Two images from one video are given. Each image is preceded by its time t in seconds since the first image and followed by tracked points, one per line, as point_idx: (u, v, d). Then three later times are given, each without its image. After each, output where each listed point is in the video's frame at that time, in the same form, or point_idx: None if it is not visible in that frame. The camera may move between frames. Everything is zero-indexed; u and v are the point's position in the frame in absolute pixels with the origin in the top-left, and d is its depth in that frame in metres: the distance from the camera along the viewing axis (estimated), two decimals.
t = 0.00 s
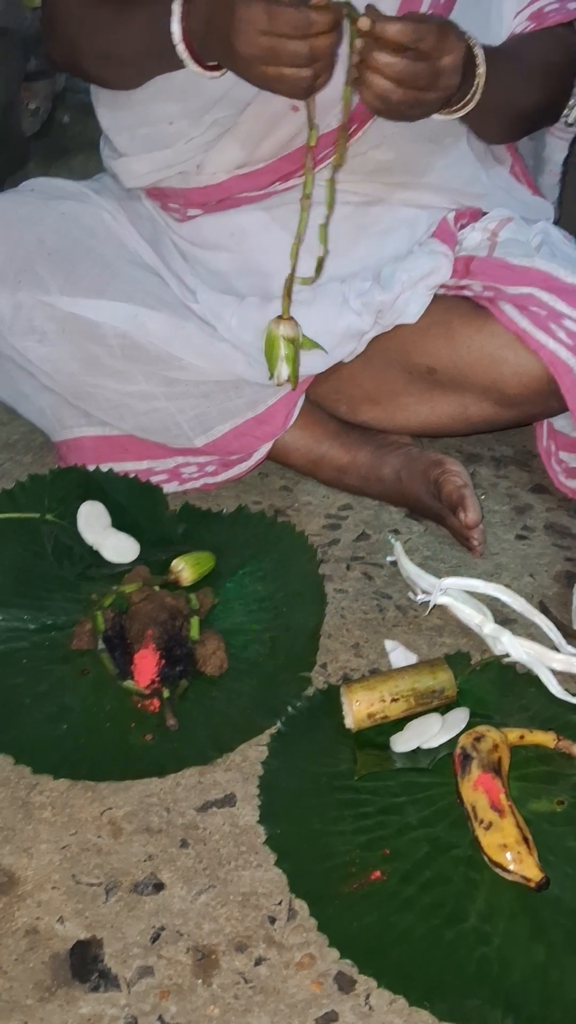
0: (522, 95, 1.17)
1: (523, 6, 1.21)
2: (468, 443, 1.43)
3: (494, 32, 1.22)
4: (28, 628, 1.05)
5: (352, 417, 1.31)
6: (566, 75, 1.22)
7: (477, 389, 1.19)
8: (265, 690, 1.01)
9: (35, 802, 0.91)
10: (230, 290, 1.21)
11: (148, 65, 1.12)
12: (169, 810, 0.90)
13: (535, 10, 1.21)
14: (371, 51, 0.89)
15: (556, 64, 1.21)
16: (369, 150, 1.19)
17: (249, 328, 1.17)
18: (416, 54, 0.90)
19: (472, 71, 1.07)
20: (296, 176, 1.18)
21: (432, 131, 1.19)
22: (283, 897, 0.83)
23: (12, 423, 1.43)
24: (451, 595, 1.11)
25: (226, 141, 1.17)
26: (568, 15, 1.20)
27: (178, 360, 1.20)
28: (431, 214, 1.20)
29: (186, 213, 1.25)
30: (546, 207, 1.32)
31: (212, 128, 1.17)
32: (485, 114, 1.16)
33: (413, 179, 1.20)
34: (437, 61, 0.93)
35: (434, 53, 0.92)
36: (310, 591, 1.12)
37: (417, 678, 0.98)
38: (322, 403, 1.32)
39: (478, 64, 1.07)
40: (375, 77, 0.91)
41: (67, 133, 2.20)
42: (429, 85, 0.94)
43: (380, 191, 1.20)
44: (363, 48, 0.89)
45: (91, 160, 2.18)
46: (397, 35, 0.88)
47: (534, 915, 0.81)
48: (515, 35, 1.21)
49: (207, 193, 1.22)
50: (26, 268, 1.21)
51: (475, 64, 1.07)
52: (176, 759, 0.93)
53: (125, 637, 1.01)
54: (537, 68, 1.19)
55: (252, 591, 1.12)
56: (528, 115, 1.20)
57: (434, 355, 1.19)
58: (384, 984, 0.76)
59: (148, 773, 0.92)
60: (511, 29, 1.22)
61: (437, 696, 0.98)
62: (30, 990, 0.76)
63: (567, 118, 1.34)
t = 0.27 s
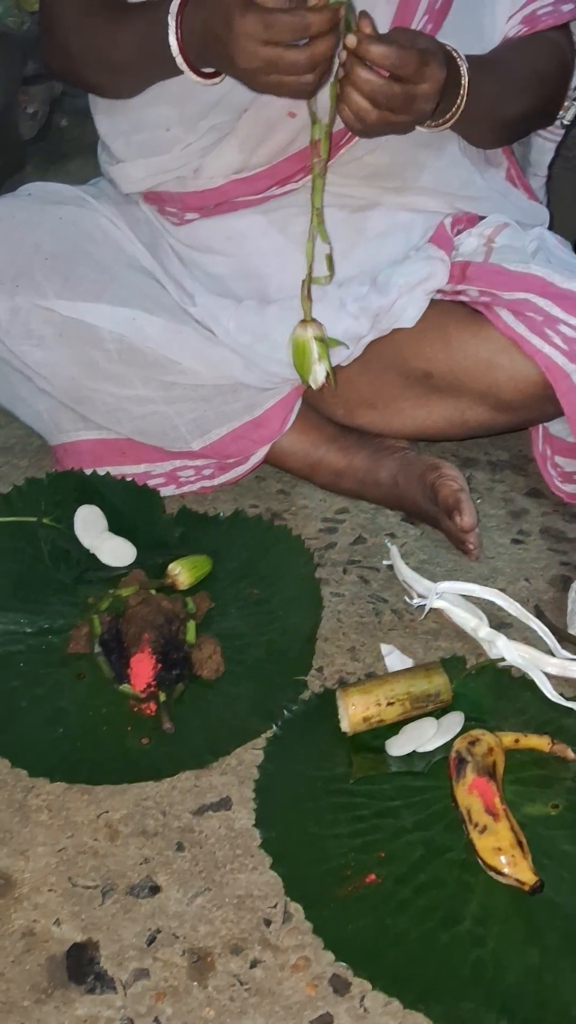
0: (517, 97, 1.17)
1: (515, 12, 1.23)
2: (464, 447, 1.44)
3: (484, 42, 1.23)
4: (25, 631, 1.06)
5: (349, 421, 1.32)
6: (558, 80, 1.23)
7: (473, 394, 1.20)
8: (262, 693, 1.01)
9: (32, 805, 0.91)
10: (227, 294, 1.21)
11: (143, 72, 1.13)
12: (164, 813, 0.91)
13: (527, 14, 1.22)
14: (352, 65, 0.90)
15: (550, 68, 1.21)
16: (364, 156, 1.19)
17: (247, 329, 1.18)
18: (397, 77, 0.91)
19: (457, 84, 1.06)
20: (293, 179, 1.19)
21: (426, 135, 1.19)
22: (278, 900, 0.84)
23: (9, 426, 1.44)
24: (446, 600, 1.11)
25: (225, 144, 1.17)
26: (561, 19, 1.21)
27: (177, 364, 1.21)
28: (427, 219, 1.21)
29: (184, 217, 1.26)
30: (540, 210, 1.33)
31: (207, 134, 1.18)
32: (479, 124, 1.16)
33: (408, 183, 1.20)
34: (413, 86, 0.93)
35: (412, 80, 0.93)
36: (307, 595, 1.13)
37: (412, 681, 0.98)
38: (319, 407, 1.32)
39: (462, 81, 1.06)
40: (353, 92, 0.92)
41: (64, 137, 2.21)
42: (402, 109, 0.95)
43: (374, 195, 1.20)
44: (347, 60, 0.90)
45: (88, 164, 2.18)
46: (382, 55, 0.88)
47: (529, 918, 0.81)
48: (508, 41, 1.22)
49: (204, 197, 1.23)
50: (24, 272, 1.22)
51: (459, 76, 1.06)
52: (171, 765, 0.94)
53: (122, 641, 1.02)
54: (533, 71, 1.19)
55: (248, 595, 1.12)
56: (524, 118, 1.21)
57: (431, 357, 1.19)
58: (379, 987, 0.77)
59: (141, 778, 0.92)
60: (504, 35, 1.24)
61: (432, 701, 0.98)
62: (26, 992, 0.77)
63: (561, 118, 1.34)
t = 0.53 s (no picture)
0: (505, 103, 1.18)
1: (506, 14, 1.23)
2: (459, 450, 1.45)
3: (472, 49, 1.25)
4: (23, 633, 1.06)
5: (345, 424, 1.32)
6: (549, 83, 1.24)
7: (468, 398, 1.21)
8: (258, 694, 1.02)
9: (29, 805, 0.92)
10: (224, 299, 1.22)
11: (141, 86, 1.14)
12: (161, 814, 0.91)
13: (517, 18, 1.22)
14: (340, 74, 0.89)
15: (539, 73, 1.22)
16: (357, 161, 1.19)
17: (244, 334, 1.18)
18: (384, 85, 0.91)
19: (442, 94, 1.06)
20: (289, 185, 1.20)
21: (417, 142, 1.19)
22: (274, 900, 0.84)
23: (7, 429, 1.45)
24: (441, 602, 1.12)
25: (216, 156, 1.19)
26: (550, 22, 1.21)
27: (173, 369, 1.21)
28: (421, 223, 1.22)
29: (179, 224, 1.27)
30: (533, 215, 1.33)
31: (202, 140, 1.19)
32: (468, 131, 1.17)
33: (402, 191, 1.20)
34: (402, 93, 0.93)
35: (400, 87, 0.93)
36: (303, 598, 1.14)
37: (407, 683, 0.99)
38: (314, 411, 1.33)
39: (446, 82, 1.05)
40: (343, 100, 0.92)
41: (62, 141, 2.22)
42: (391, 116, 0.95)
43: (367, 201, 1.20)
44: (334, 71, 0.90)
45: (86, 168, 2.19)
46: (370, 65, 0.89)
47: (522, 918, 0.82)
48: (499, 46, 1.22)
49: (200, 203, 1.23)
50: (22, 278, 1.23)
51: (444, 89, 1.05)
52: (170, 766, 0.94)
53: (119, 643, 1.02)
54: (521, 77, 1.20)
55: (244, 597, 1.13)
56: (511, 124, 1.22)
57: (424, 363, 1.20)
58: (374, 987, 0.77)
59: (137, 779, 0.93)
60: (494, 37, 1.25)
61: (427, 703, 0.99)
62: (24, 991, 0.77)
63: (553, 123, 1.35)
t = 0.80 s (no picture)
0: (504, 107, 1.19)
1: (504, 19, 1.23)
2: (457, 453, 1.45)
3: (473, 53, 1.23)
4: (20, 635, 1.06)
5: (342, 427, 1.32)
6: (546, 88, 1.25)
7: (465, 400, 1.21)
8: (255, 697, 1.02)
9: (27, 808, 0.92)
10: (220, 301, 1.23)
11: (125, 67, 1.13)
12: (158, 817, 0.91)
13: (515, 22, 1.23)
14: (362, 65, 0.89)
15: (537, 78, 1.23)
16: (353, 162, 1.18)
17: (240, 336, 1.18)
18: (401, 76, 0.90)
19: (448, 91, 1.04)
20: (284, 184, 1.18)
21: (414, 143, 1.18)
22: (272, 902, 0.84)
23: (5, 431, 1.44)
24: (439, 605, 1.12)
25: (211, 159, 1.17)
26: (548, 27, 1.22)
27: (171, 372, 1.22)
28: (418, 225, 1.22)
29: (176, 224, 1.25)
30: (531, 219, 1.33)
31: (200, 140, 1.18)
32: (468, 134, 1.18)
33: (398, 193, 1.19)
34: (419, 84, 0.95)
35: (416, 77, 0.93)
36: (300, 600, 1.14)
37: (405, 685, 0.99)
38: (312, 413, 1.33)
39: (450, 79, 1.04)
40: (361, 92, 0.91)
41: (61, 143, 2.22)
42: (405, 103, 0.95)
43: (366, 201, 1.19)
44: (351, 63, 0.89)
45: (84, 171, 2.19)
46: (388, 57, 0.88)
47: (519, 920, 0.82)
48: (496, 48, 1.23)
49: (198, 202, 1.22)
50: (19, 280, 1.23)
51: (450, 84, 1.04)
52: (167, 767, 0.94)
53: (116, 643, 1.03)
54: (519, 82, 1.21)
55: (242, 599, 1.13)
56: (507, 128, 1.23)
57: (422, 365, 1.20)
58: (371, 990, 0.77)
59: (134, 781, 0.93)
60: (491, 42, 1.23)
61: (424, 705, 0.99)
62: (21, 994, 0.77)
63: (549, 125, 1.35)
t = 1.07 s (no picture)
0: (515, 109, 1.19)
1: (512, 23, 1.23)
2: (455, 455, 1.45)
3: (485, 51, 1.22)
4: (17, 637, 1.06)
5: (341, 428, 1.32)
6: (551, 91, 1.25)
7: (463, 402, 1.21)
8: (254, 698, 1.02)
9: (24, 810, 0.91)
10: (220, 298, 1.22)
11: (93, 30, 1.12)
12: (156, 818, 0.91)
13: (523, 27, 1.23)
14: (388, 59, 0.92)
15: (544, 82, 1.23)
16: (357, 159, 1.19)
17: (241, 336, 1.18)
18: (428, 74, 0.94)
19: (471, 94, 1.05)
20: (289, 179, 1.19)
21: (420, 143, 1.19)
22: (270, 904, 0.84)
23: (2, 433, 1.44)
24: (437, 606, 1.12)
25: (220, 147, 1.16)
26: (554, 33, 1.23)
27: (169, 373, 1.22)
28: (417, 228, 1.21)
29: (180, 220, 1.25)
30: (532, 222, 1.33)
31: (208, 132, 1.16)
32: (478, 134, 1.17)
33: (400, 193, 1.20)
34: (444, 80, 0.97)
35: (443, 75, 0.96)
36: (299, 601, 1.14)
37: (403, 688, 0.99)
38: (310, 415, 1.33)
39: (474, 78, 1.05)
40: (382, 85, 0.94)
41: (58, 144, 2.22)
42: (430, 101, 0.98)
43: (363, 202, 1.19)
44: (381, 55, 0.92)
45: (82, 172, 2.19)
46: (416, 51, 0.91)
47: (518, 922, 0.82)
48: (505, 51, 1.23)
49: (201, 197, 1.21)
50: (17, 281, 1.23)
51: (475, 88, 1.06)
52: (163, 769, 0.94)
53: (114, 644, 1.02)
54: (529, 83, 1.21)
55: (240, 601, 1.13)
56: (518, 127, 1.22)
57: (421, 366, 1.20)
58: (370, 991, 0.77)
59: (133, 782, 0.93)
60: (500, 46, 1.23)
61: (423, 707, 0.99)
62: (19, 997, 0.77)
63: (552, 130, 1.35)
